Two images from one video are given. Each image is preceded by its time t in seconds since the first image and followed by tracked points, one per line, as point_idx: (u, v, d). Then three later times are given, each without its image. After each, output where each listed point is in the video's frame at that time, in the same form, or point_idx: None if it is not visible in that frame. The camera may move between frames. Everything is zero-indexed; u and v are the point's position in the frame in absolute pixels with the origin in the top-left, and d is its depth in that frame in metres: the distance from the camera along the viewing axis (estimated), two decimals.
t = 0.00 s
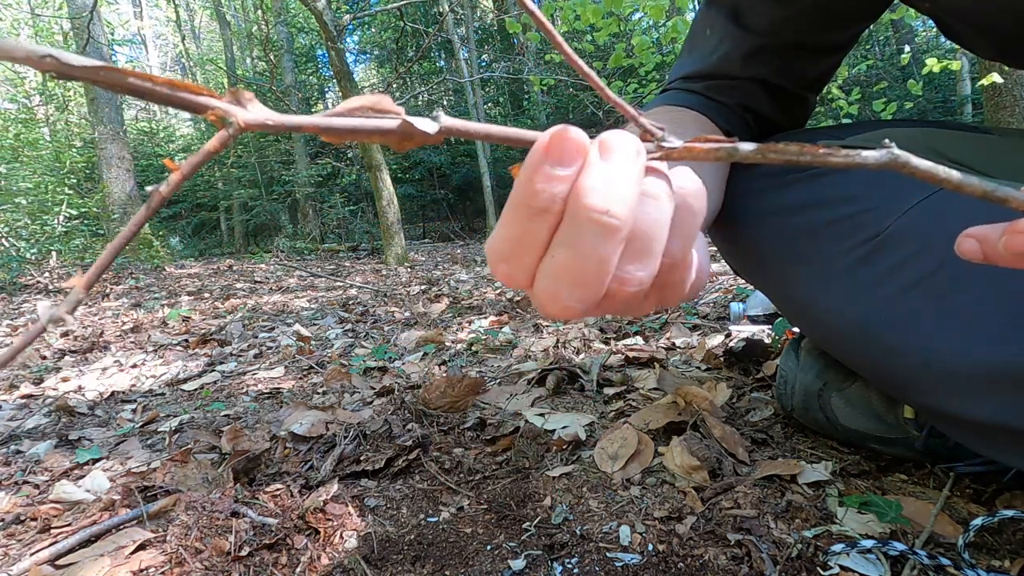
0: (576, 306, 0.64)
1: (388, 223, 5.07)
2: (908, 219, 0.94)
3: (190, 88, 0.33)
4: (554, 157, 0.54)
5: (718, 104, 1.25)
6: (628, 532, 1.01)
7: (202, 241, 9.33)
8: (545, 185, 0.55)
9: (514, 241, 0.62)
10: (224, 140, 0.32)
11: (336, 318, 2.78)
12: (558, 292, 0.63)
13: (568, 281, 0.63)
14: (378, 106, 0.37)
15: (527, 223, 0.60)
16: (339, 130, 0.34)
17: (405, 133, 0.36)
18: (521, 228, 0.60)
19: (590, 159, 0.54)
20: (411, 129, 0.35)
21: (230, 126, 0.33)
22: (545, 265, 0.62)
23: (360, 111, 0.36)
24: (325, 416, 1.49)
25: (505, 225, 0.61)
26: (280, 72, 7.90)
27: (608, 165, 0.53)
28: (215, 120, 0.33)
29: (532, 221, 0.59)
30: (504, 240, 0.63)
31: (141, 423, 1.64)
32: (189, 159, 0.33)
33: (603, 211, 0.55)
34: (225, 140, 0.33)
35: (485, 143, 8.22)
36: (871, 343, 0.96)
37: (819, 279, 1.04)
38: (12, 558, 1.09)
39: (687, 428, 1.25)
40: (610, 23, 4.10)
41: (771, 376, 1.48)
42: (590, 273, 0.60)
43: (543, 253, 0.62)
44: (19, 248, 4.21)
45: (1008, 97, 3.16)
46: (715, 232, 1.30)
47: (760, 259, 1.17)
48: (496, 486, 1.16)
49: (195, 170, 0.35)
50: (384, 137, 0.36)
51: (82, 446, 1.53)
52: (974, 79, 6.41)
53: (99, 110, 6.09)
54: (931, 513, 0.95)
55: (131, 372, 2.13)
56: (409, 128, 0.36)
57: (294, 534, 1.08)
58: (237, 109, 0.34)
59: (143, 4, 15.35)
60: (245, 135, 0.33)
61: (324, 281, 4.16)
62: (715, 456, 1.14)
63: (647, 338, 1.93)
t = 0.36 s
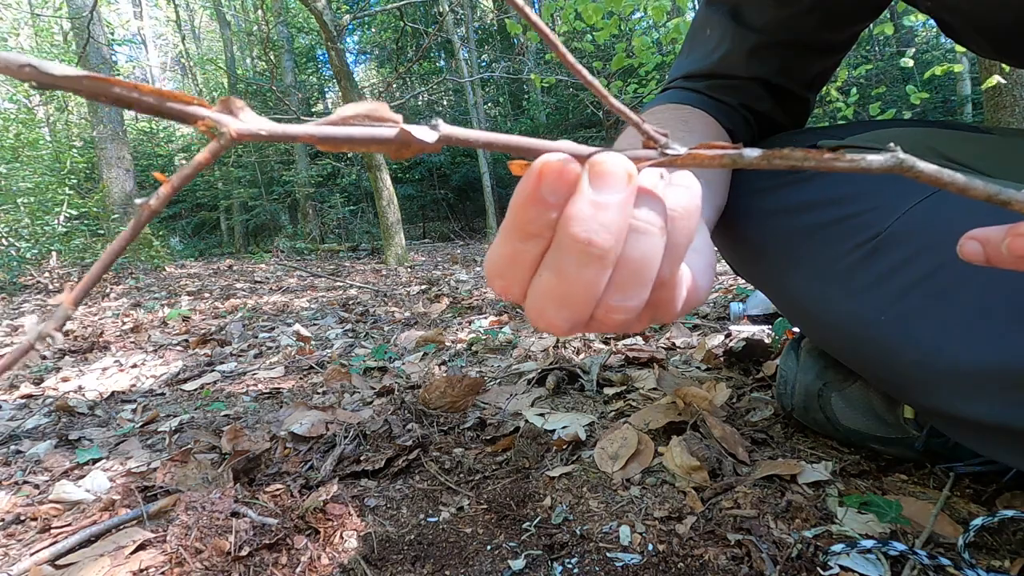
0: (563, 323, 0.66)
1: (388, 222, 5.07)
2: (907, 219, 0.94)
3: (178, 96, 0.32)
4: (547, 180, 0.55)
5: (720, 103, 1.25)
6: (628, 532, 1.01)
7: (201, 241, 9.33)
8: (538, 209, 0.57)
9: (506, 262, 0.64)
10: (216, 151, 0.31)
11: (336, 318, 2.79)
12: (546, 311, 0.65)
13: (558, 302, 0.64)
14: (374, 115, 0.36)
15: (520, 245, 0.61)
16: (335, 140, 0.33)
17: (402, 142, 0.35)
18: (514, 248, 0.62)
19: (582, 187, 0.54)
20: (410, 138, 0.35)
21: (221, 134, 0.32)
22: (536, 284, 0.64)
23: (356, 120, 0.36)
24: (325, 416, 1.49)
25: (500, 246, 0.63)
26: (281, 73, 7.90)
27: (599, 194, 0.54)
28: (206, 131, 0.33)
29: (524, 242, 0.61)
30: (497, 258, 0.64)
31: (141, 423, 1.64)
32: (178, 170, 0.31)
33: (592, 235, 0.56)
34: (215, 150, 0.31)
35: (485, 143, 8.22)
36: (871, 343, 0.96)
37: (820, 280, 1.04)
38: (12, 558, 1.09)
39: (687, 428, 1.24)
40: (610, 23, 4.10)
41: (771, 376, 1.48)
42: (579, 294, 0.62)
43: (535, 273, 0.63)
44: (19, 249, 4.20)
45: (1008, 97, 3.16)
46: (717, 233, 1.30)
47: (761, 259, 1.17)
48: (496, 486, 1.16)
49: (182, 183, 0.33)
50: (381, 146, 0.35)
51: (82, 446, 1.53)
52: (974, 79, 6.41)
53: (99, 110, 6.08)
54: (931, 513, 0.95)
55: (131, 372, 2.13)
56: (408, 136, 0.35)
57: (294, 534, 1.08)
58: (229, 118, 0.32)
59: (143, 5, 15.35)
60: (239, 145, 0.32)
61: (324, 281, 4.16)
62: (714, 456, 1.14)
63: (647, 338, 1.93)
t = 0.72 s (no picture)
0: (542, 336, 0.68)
1: (388, 222, 5.08)
2: (907, 219, 0.94)
3: (162, 121, 0.29)
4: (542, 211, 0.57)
5: (720, 103, 1.25)
6: (628, 532, 1.01)
7: (201, 240, 9.33)
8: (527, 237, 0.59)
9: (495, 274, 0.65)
10: (200, 178, 0.27)
11: (336, 318, 2.79)
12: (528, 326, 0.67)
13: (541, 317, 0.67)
14: (372, 137, 0.33)
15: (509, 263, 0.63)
16: (327, 162, 0.29)
17: (401, 163, 0.31)
18: (502, 264, 0.64)
19: (569, 225, 0.56)
20: (405, 157, 0.30)
21: (209, 160, 0.29)
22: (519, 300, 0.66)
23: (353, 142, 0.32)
24: (325, 416, 1.49)
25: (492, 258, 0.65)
26: (281, 73, 7.90)
27: (586, 234, 0.56)
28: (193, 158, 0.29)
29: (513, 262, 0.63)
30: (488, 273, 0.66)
31: (141, 423, 1.64)
32: (164, 200, 0.28)
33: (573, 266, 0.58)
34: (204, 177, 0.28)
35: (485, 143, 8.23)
36: (871, 343, 0.96)
37: (818, 279, 1.04)
38: (12, 558, 1.09)
39: (687, 428, 1.24)
40: (610, 23, 4.10)
41: (771, 376, 1.48)
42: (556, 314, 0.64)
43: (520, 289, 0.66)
44: (19, 249, 4.19)
45: (1008, 97, 3.16)
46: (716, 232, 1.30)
47: (761, 258, 1.17)
48: (496, 486, 1.16)
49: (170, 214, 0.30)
50: (378, 169, 0.31)
51: (82, 446, 1.53)
52: (974, 79, 6.41)
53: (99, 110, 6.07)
54: (931, 513, 0.95)
55: (131, 372, 2.14)
56: (404, 157, 0.31)
57: (294, 534, 1.08)
58: (214, 143, 0.29)
59: (144, 5, 15.36)
60: (223, 173, 0.28)
61: (324, 281, 4.16)
62: (715, 456, 1.14)
63: (647, 338, 1.92)
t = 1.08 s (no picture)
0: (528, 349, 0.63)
1: (388, 222, 5.08)
2: (906, 219, 0.94)
3: (181, 114, 0.29)
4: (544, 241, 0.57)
5: (719, 106, 1.25)
6: (628, 532, 1.01)
7: (201, 240, 9.34)
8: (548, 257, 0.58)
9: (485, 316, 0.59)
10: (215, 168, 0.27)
11: (336, 318, 2.79)
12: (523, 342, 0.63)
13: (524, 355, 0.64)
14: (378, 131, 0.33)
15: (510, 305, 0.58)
16: (337, 156, 0.29)
17: (407, 158, 0.31)
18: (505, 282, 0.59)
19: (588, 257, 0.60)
20: (413, 150, 0.31)
21: (224, 152, 0.29)
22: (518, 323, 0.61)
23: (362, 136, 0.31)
24: (325, 416, 1.49)
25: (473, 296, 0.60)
26: (281, 73, 7.91)
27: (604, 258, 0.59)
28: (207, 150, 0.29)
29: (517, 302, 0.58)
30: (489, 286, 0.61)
31: (141, 423, 1.64)
32: (178, 192, 0.28)
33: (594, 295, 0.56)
34: (219, 168, 0.28)
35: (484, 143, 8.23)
36: (871, 344, 0.96)
37: (818, 279, 1.04)
38: (12, 558, 1.09)
39: (687, 428, 1.24)
40: (610, 23, 4.10)
41: (771, 376, 1.48)
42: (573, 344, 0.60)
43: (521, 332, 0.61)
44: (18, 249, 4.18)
45: (1008, 97, 3.15)
46: (715, 232, 1.30)
47: (760, 258, 1.17)
48: (496, 486, 1.16)
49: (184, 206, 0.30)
50: (385, 162, 0.31)
51: (82, 446, 1.53)
52: (974, 79, 6.41)
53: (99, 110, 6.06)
54: (931, 513, 0.95)
55: (131, 372, 2.14)
56: (410, 149, 0.31)
57: (294, 534, 1.08)
58: (230, 133, 0.29)
59: (143, 5, 15.36)
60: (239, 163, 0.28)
61: (324, 281, 4.16)
62: (714, 456, 1.14)
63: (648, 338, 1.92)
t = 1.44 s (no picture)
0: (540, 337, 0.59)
1: (388, 222, 5.08)
2: (906, 219, 0.94)
3: (190, 110, 0.29)
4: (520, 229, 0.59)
5: (719, 106, 1.25)
6: (628, 532, 1.01)
7: (201, 240, 9.35)
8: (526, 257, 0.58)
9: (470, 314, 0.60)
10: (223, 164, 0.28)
11: (336, 318, 2.79)
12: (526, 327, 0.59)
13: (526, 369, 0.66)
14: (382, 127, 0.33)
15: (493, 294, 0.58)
16: (339, 151, 0.29)
17: (407, 153, 0.31)
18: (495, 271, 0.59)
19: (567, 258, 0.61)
20: (413, 146, 0.30)
21: (230, 147, 0.29)
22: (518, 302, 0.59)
23: (364, 133, 0.32)
24: (325, 416, 1.49)
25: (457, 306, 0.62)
26: (281, 73, 7.91)
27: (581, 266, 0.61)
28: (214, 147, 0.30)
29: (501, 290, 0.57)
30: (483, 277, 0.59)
31: (141, 423, 1.64)
32: (184, 186, 0.29)
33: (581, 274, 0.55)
34: (225, 163, 0.29)
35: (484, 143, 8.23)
36: (871, 344, 0.96)
37: (817, 278, 1.04)
38: (13, 558, 1.09)
39: (687, 428, 1.24)
40: (610, 23, 4.09)
41: (771, 376, 1.48)
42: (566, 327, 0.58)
43: (502, 325, 0.60)
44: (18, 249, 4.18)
45: (1008, 98, 3.15)
46: (715, 232, 1.31)
47: (760, 258, 1.17)
48: (497, 486, 1.16)
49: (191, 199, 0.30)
50: (386, 160, 0.31)
51: (82, 446, 1.53)
52: (973, 79, 6.41)
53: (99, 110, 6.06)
54: (931, 513, 0.95)
55: (131, 372, 2.13)
56: (411, 146, 0.31)
57: (294, 534, 1.08)
58: (237, 129, 0.29)
59: (143, 5, 15.35)
60: (246, 157, 0.29)
61: (323, 281, 4.16)
62: (715, 456, 1.14)
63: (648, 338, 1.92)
